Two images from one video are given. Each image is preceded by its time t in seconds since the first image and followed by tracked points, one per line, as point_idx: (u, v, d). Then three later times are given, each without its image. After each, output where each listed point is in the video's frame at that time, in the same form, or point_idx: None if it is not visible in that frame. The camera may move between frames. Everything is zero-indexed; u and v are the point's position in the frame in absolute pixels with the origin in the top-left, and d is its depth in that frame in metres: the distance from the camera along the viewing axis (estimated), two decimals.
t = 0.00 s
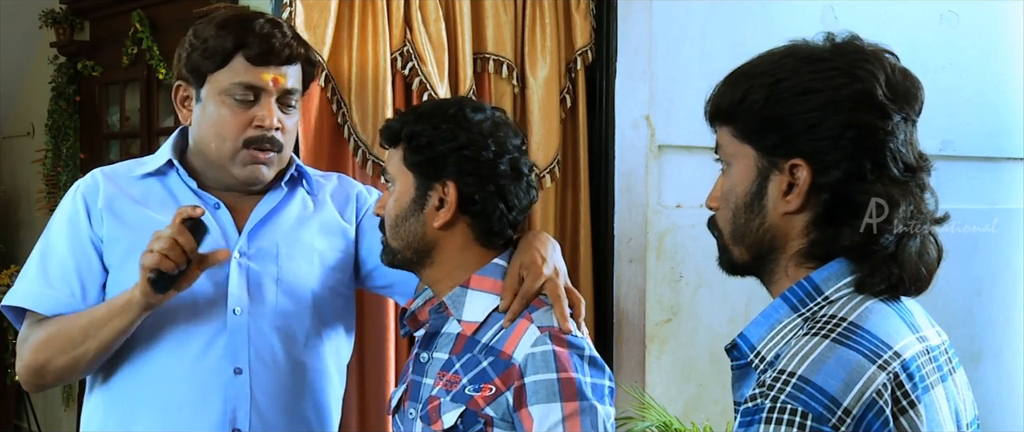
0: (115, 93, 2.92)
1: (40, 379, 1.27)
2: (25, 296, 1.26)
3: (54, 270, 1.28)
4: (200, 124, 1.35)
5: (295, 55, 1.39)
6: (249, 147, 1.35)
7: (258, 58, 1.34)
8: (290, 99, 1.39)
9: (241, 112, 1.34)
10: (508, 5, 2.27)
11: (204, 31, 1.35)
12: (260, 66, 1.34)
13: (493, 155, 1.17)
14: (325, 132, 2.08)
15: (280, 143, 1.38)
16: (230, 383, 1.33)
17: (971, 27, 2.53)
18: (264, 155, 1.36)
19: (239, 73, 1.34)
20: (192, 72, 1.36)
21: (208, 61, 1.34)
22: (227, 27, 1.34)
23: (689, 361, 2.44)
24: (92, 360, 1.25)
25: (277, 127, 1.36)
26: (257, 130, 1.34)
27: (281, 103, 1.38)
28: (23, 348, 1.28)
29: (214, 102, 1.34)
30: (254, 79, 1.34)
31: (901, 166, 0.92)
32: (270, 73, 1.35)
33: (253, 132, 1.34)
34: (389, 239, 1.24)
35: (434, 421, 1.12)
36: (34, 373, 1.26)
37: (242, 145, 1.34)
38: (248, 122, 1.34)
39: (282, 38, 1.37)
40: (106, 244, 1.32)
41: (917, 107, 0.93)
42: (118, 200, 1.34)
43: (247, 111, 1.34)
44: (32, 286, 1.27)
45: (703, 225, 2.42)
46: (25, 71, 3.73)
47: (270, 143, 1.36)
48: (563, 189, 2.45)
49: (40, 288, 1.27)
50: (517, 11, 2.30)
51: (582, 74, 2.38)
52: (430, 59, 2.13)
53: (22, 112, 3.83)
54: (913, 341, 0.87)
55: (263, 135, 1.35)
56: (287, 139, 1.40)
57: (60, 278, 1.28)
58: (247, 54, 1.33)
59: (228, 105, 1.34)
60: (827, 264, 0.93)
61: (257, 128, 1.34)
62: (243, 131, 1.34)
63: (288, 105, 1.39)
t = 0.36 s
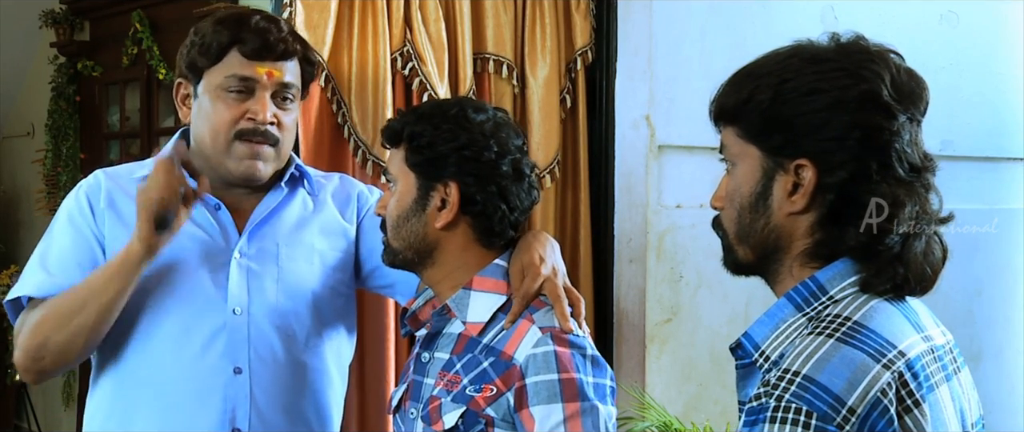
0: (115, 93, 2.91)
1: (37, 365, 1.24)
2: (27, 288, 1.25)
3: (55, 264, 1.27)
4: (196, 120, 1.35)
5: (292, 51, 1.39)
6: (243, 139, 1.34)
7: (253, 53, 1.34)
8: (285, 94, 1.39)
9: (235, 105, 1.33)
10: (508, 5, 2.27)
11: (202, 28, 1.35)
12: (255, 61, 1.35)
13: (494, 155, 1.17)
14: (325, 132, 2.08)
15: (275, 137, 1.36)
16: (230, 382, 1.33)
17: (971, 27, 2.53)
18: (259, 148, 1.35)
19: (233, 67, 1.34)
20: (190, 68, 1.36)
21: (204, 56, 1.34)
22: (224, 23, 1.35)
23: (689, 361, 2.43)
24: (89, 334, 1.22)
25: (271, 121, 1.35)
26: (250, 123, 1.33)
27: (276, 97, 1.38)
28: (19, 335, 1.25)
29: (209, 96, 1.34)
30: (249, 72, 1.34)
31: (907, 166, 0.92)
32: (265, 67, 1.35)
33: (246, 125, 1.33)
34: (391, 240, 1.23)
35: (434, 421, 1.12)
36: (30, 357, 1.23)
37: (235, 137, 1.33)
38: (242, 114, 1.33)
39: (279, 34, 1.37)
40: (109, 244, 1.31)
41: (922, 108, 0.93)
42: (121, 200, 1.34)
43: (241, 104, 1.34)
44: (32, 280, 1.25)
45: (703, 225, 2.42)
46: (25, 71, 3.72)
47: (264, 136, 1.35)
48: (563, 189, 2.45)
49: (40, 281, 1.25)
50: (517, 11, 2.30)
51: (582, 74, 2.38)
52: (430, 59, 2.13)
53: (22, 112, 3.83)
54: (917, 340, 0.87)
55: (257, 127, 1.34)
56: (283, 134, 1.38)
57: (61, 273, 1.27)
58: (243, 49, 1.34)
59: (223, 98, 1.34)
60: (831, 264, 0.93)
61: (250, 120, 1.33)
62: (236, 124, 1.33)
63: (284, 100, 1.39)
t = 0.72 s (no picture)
0: (115, 94, 2.91)
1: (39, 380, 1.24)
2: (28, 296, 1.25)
3: (60, 266, 1.27)
4: (206, 125, 1.35)
5: (295, 48, 1.39)
6: (257, 140, 1.34)
7: (257, 53, 1.34)
8: (293, 93, 1.39)
9: (246, 106, 1.34)
10: (508, 5, 2.27)
11: (204, 33, 1.35)
12: (260, 60, 1.35)
13: (495, 155, 1.18)
14: (325, 132, 2.08)
15: (289, 134, 1.37)
16: (234, 384, 1.33)
17: (971, 27, 2.54)
18: (273, 148, 1.35)
19: (240, 68, 1.34)
20: (195, 74, 1.36)
21: (209, 61, 1.34)
22: (226, 26, 1.34)
23: (689, 361, 2.43)
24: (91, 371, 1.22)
25: (284, 119, 1.36)
26: (263, 123, 1.34)
27: (285, 98, 1.38)
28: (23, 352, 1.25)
29: (218, 100, 1.34)
30: (256, 73, 1.34)
31: (915, 167, 0.92)
32: (271, 64, 1.36)
33: (260, 126, 1.34)
34: (390, 239, 1.23)
35: (434, 420, 1.11)
36: (35, 373, 1.23)
37: (249, 138, 1.33)
38: (254, 115, 1.34)
39: (281, 32, 1.38)
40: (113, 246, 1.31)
41: (930, 108, 0.94)
42: (126, 203, 1.33)
43: (251, 106, 1.34)
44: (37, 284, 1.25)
45: (704, 225, 2.41)
46: (24, 71, 3.72)
47: (280, 135, 1.36)
48: (563, 189, 2.45)
49: (44, 286, 1.25)
50: (517, 11, 2.30)
51: (582, 74, 2.38)
52: (430, 59, 2.13)
53: (22, 112, 3.82)
54: (924, 341, 0.87)
55: (270, 127, 1.34)
56: (296, 133, 1.39)
57: (66, 277, 1.27)
58: (247, 50, 1.34)
59: (233, 101, 1.33)
60: (838, 264, 0.93)
61: (263, 121, 1.34)
62: (249, 125, 1.33)
63: (293, 99, 1.39)
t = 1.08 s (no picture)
0: (115, 94, 2.91)
1: (44, 368, 1.24)
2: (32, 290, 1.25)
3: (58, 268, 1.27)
4: (208, 120, 1.34)
5: (305, 51, 1.38)
6: (258, 141, 1.34)
7: (266, 53, 1.33)
8: (300, 97, 1.39)
9: (249, 107, 1.33)
10: (508, 5, 2.27)
11: (213, 28, 1.34)
12: (269, 62, 1.34)
13: (493, 156, 1.16)
14: (325, 132, 2.08)
15: (290, 139, 1.37)
16: (234, 387, 1.33)
17: (971, 27, 2.54)
18: (274, 150, 1.35)
19: (248, 69, 1.33)
20: (200, 68, 1.35)
21: (215, 57, 1.34)
22: (236, 23, 1.34)
23: (689, 361, 2.43)
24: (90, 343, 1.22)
25: (287, 124, 1.35)
26: (266, 126, 1.34)
27: (291, 100, 1.37)
28: (24, 339, 1.26)
29: (221, 97, 1.34)
30: (263, 74, 1.33)
31: (922, 167, 0.92)
32: (279, 69, 1.35)
33: (262, 128, 1.34)
34: (388, 239, 1.22)
35: (432, 421, 1.11)
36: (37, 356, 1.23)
37: (250, 139, 1.33)
38: (257, 117, 1.33)
39: (293, 35, 1.37)
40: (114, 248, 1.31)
41: (938, 108, 0.94)
42: (127, 204, 1.33)
43: (256, 107, 1.34)
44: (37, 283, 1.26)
45: (703, 225, 2.41)
46: (24, 72, 3.71)
47: (281, 139, 1.35)
48: (563, 189, 2.45)
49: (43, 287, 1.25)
50: (517, 11, 2.29)
51: (582, 74, 2.38)
52: (430, 59, 2.13)
53: (22, 112, 3.81)
54: (931, 341, 0.87)
55: (272, 131, 1.34)
56: (298, 136, 1.39)
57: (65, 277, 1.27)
58: (255, 49, 1.33)
59: (236, 100, 1.33)
60: (845, 264, 0.93)
61: (266, 123, 1.34)
62: (251, 126, 1.33)
63: (297, 102, 1.38)
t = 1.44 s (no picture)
0: (115, 94, 2.90)
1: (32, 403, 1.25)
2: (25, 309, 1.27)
3: (41, 286, 1.28)
4: (215, 123, 1.34)
5: (324, 74, 1.37)
6: (260, 155, 1.34)
7: (285, 71, 1.32)
8: (309, 116, 1.38)
9: (258, 121, 1.33)
10: (509, 4, 2.27)
11: (238, 33, 1.33)
12: (286, 81, 1.33)
13: (491, 155, 1.14)
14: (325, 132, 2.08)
15: (291, 157, 1.37)
16: (233, 388, 1.32)
17: (971, 27, 2.55)
18: (272, 166, 1.35)
19: (264, 84, 1.32)
20: (216, 70, 1.34)
21: (235, 65, 1.32)
22: (262, 34, 1.32)
23: (689, 361, 2.42)
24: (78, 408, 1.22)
25: (291, 143, 1.35)
26: (270, 142, 1.33)
27: (299, 118, 1.37)
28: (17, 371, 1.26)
29: (233, 104, 1.33)
30: (277, 91, 1.32)
31: (928, 166, 0.92)
32: (294, 90, 1.34)
33: (266, 144, 1.33)
34: (386, 238, 1.20)
35: (429, 420, 1.10)
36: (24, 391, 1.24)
37: (253, 152, 1.33)
38: (263, 132, 1.33)
39: (316, 57, 1.36)
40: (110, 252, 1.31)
41: (944, 108, 0.94)
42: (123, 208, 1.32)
43: (264, 121, 1.33)
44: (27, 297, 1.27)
45: (704, 224, 2.40)
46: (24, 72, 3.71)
47: (281, 158, 1.35)
48: (563, 189, 2.45)
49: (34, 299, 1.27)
50: (518, 11, 2.29)
51: (582, 74, 2.39)
52: (430, 59, 2.13)
53: (22, 113, 3.81)
54: (938, 341, 0.87)
55: (275, 148, 1.34)
56: (300, 155, 1.39)
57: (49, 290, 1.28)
58: (275, 65, 1.31)
59: (246, 111, 1.32)
60: (852, 265, 0.94)
61: (271, 140, 1.33)
62: (256, 140, 1.33)
63: (307, 122, 1.38)
